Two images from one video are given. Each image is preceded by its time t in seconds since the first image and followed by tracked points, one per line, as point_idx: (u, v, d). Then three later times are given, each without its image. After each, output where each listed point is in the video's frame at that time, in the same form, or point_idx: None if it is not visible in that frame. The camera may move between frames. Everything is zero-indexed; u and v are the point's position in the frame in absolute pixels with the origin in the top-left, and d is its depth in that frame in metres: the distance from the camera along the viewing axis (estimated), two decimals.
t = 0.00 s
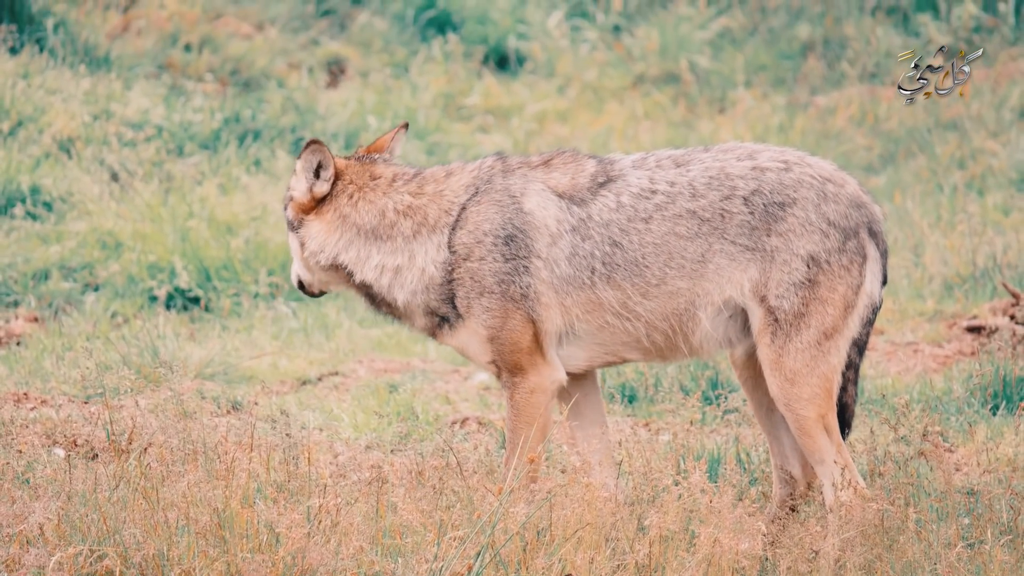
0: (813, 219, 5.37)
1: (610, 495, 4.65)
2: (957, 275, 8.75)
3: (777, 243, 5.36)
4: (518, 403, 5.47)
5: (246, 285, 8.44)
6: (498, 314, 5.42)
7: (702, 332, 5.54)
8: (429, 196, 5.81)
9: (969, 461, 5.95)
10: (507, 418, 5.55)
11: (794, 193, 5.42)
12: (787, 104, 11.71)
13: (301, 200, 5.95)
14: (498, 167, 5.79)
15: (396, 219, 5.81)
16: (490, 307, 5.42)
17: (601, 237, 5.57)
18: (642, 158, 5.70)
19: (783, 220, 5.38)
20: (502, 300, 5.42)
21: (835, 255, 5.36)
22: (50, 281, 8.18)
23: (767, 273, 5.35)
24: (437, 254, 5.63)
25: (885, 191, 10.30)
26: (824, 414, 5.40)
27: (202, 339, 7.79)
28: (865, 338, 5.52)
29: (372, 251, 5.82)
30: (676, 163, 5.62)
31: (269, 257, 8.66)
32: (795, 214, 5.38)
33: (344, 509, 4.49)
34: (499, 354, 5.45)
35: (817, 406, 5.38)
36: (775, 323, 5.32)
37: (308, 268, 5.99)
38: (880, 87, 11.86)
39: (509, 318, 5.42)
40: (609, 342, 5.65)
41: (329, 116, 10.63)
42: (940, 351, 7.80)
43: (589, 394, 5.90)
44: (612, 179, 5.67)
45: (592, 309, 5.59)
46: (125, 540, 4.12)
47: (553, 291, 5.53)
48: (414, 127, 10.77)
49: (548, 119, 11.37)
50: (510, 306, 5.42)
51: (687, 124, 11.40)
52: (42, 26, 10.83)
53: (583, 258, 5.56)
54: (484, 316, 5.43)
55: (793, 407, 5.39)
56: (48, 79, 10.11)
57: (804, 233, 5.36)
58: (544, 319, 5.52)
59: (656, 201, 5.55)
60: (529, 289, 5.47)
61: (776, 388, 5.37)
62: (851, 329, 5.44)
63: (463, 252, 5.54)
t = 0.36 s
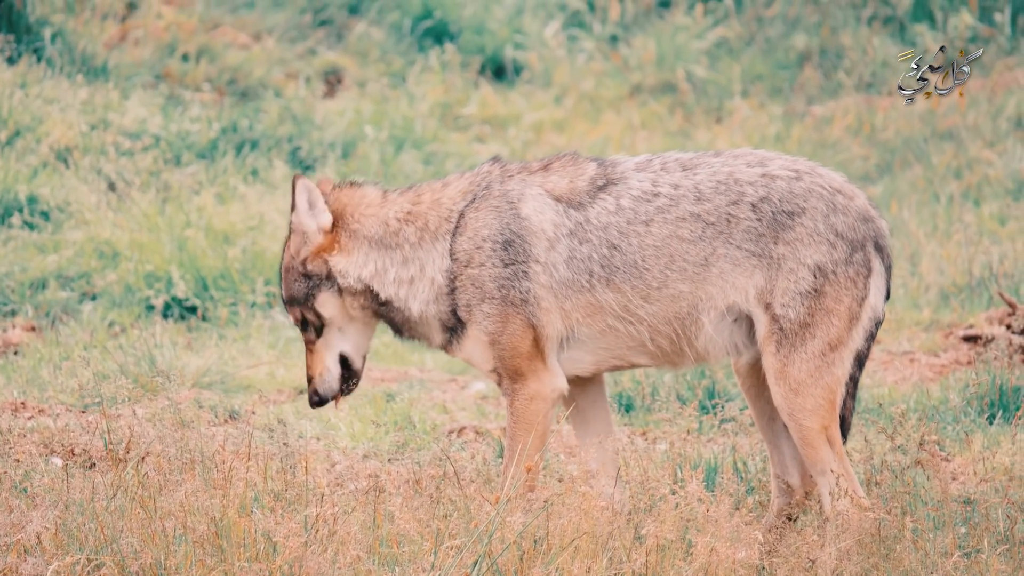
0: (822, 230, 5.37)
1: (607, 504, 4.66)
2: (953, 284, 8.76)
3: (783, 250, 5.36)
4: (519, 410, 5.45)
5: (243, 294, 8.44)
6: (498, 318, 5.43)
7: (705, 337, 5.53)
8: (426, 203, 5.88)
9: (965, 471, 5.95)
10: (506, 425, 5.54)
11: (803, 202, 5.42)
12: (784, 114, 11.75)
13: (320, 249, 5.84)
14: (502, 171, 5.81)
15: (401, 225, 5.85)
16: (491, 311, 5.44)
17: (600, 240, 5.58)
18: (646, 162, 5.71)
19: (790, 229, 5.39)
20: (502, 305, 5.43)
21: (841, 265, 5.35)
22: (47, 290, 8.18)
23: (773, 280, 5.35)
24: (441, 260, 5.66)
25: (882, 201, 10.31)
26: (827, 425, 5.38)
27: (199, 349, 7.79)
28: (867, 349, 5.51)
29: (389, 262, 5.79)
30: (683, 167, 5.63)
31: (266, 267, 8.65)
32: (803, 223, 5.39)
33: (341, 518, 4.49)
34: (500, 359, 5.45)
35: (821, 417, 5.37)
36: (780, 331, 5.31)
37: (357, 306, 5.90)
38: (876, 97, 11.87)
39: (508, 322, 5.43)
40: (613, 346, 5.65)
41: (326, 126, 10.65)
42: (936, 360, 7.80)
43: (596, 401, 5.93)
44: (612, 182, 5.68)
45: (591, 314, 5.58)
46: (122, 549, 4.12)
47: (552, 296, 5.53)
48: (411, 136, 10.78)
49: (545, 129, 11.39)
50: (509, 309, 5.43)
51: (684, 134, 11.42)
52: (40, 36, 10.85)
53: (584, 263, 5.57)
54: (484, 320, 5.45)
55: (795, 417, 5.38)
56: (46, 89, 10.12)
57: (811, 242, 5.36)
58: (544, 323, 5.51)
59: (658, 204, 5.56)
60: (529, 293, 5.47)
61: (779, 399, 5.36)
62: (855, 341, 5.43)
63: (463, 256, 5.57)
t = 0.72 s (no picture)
0: (821, 239, 5.41)
1: (605, 513, 4.66)
2: (951, 293, 8.77)
3: (781, 257, 5.41)
4: (521, 419, 5.48)
5: (241, 303, 8.44)
6: (502, 325, 5.47)
7: (702, 341, 5.58)
8: (424, 239, 5.79)
9: (963, 479, 5.95)
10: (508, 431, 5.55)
11: (804, 211, 5.46)
12: (782, 123, 11.77)
13: (378, 342, 5.62)
14: (498, 175, 5.84)
15: (417, 272, 5.70)
16: (495, 320, 5.48)
17: (593, 243, 5.62)
18: (641, 161, 5.76)
19: (789, 236, 5.43)
20: (505, 312, 5.47)
21: (841, 275, 5.40)
22: (46, 298, 8.18)
23: (770, 286, 5.40)
24: (447, 283, 5.60)
25: (879, 210, 10.33)
26: (827, 435, 5.42)
27: (197, 357, 7.79)
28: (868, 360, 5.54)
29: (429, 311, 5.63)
30: (680, 166, 5.68)
31: (264, 275, 8.64)
32: (803, 232, 5.42)
33: (339, 526, 4.49)
34: (504, 367, 5.48)
35: (820, 426, 5.42)
36: (777, 339, 5.36)
37: (430, 372, 5.74)
38: (874, 106, 11.89)
39: (511, 330, 5.46)
40: (614, 349, 5.70)
41: (324, 134, 10.66)
42: (934, 369, 7.81)
43: (599, 404, 5.99)
44: (603, 183, 5.73)
45: (590, 317, 5.63)
46: (120, 558, 4.13)
47: (552, 300, 5.57)
48: (409, 145, 10.79)
49: (543, 138, 11.42)
50: (510, 316, 5.46)
51: (682, 142, 11.45)
52: (38, 44, 10.86)
53: (581, 267, 5.61)
54: (489, 329, 5.48)
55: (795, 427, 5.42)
56: (44, 97, 10.12)
57: (809, 251, 5.40)
58: (546, 329, 5.55)
59: (651, 204, 5.61)
60: (529, 299, 5.50)
61: (778, 408, 5.41)
62: (855, 351, 5.47)
63: (466, 270, 5.56)
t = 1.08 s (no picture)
0: (808, 244, 5.52)
1: (604, 520, 4.66)
2: (948, 300, 8.78)
3: (769, 259, 5.53)
4: (528, 430, 5.52)
5: (239, 311, 8.43)
6: (515, 340, 5.52)
7: (695, 343, 5.70)
8: (432, 285, 5.68)
9: (961, 487, 5.94)
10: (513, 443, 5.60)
11: (793, 215, 5.57)
12: (779, 131, 11.80)
13: (443, 421, 5.39)
14: (493, 187, 5.91)
15: (446, 323, 5.57)
16: (508, 336, 5.53)
17: (591, 251, 5.72)
18: (628, 163, 5.88)
19: (777, 239, 5.54)
20: (518, 327, 5.53)
21: (827, 281, 5.50)
22: (44, 306, 8.18)
23: (759, 289, 5.51)
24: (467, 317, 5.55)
25: (877, 218, 10.34)
26: (818, 440, 5.50)
27: (195, 365, 7.79)
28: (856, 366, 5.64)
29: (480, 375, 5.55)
30: (669, 166, 5.81)
31: (262, 283, 8.63)
32: (790, 235, 5.54)
33: (336, 534, 4.48)
34: (514, 381, 5.54)
35: (812, 431, 5.48)
36: (767, 343, 5.45)
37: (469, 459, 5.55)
38: (871, 114, 11.91)
39: (522, 343, 5.53)
40: (615, 353, 5.81)
41: (322, 142, 10.67)
42: (932, 377, 7.81)
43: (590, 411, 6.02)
44: (593, 189, 5.83)
45: (592, 325, 5.73)
46: (118, 566, 4.12)
47: (560, 311, 5.66)
48: (407, 153, 10.79)
49: (540, 146, 11.43)
50: (520, 330, 5.53)
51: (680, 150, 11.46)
52: (35, 52, 10.86)
53: (579, 274, 5.70)
54: (502, 345, 5.53)
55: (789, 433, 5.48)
56: (42, 105, 10.12)
57: (796, 255, 5.51)
58: (554, 339, 5.64)
59: (642, 206, 5.73)
60: (539, 312, 5.58)
61: (770, 414, 5.48)
62: (844, 357, 5.56)
63: (476, 295, 5.57)
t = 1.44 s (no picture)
0: (790, 245, 5.57)
1: (602, 524, 4.66)
2: (946, 305, 8.79)
3: (753, 260, 5.58)
4: (534, 440, 5.54)
5: (237, 316, 8.42)
6: (520, 354, 5.55)
7: (686, 345, 5.76)
8: (432, 313, 5.66)
9: (959, 491, 5.94)
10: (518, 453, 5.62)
11: (775, 216, 5.63)
12: (777, 136, 11.82)
13: (443, 448, 5.34)
14: (484, 203, 5.92)
15: (445, 351, 5.58)
16: (513, 350, 5.55)
17: (586, 260, 5.74)
18: (612, 170, 5.92)
19: (760, 240, 5.59)
20: (522, 341, 5.56)
21: (809, 281, 5.55)
22: (42, 311, 8.18)
23: (744, 290, 5.56)
24: (473, 342, 5.55)
25: (875, 223, 10.36)
26: (807, 440, 5.54)
27: (194, 370, 7.80)
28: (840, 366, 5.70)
29: (482, 401, 5.55)
30: (652, 170, 5.87)
31: (260, 288, 8.63)
32: (773, 236, 5.59)
33: (334, 538, 4.48)
34: (520, 395, 5.56)
35: (800, 431, 5.53)
36: (753, 345, 5.50)
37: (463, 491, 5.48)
38: (869, 119, 11.92)
39: (527, 356, 5.56)
40: (611, 359, 5.85)
41: (321, 147, 10.68)
42: (930, 381, 7.82)
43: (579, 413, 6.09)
44: (582, 199, 5.85)
45: (591, 333, 5.76)
46: (116, 570, 4.12)
47: (561, 322, 5.70)
48: (406, 158, 10.80)
49: (538, 151, 11.44)
50: (525, 343, 5.56)
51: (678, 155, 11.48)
52: (34, 57, 10.86)
53: (575, 283, 5.72)
54: (508, 359, 5.55)
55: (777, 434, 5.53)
56: (40, 111, 10.13)
57: (779, 256, 5.56)
58: (556, 350, 5.68)
59: (630, 211, 5.77)
60: (541, 325, 5.61)
61: (757, 415, 5.52)
62: (827, 358, 5.62)
63: (479, 316, 5.59)
